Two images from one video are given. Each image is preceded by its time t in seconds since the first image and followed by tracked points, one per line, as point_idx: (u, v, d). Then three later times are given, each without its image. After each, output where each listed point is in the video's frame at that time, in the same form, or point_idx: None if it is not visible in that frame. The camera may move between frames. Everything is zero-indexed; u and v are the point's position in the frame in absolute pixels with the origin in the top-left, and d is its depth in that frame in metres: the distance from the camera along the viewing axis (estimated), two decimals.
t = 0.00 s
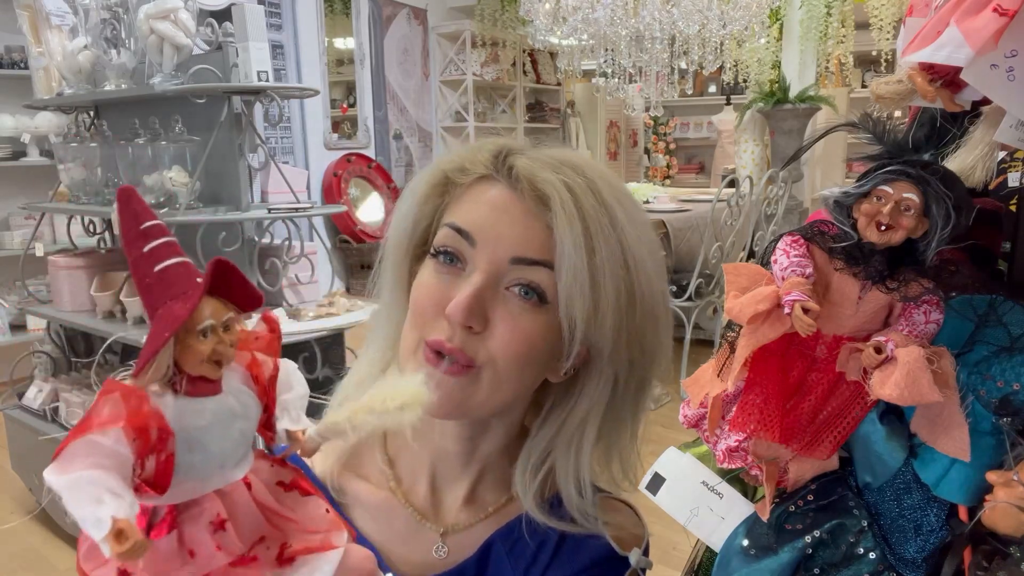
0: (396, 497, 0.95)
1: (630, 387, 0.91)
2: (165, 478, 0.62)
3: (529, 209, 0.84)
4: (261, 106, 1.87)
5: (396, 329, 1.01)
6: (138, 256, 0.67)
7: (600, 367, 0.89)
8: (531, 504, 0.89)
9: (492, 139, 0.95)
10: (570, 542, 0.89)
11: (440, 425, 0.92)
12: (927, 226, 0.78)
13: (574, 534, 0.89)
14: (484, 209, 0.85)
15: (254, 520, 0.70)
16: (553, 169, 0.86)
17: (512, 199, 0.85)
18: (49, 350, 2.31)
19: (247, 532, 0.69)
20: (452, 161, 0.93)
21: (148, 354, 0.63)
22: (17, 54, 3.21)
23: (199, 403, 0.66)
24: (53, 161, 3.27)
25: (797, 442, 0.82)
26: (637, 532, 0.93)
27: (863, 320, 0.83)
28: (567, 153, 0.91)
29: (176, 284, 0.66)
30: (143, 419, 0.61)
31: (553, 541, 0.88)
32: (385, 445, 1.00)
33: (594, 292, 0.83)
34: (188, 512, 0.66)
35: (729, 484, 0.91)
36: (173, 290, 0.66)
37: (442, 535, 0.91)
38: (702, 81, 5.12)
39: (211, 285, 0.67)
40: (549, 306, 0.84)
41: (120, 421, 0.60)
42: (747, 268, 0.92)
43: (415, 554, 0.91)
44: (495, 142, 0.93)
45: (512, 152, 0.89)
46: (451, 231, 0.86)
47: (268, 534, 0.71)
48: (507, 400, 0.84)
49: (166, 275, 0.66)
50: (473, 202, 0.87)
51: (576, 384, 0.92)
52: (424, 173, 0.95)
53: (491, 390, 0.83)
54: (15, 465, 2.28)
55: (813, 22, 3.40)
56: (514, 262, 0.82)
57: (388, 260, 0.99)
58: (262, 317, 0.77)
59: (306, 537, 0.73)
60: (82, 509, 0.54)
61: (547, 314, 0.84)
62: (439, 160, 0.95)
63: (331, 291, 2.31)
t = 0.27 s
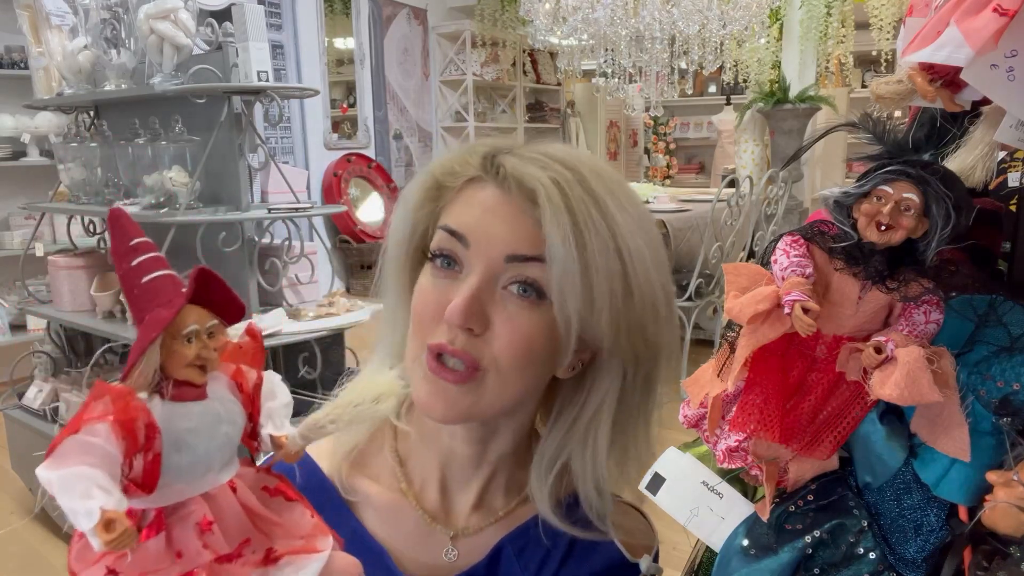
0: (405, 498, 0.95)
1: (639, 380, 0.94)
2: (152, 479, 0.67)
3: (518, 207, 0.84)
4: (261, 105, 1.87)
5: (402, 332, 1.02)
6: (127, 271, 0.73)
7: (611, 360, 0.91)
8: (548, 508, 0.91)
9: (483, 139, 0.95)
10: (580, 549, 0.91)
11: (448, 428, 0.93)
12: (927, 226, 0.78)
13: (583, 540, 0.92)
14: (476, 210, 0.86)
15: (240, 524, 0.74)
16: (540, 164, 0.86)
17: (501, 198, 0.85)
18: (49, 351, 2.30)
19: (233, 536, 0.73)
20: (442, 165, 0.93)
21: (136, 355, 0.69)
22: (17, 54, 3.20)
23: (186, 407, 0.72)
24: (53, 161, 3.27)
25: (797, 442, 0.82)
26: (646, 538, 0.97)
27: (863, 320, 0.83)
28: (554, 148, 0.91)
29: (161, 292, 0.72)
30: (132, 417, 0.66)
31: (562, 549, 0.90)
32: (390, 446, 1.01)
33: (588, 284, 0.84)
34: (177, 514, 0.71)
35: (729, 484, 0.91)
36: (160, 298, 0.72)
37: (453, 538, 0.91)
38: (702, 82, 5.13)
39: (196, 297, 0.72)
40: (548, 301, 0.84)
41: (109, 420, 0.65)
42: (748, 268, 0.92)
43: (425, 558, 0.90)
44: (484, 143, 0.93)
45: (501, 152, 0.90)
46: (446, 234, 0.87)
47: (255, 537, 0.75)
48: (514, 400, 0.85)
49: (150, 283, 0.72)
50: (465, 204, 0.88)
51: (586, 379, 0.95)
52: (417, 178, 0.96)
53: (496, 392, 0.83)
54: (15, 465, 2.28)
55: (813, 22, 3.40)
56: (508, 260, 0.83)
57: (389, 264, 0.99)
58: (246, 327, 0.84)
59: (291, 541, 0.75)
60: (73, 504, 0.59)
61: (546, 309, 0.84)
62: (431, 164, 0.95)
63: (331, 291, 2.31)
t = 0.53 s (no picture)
0: (410, 498, 0.94)
1: (643, 378, 0.95)
2: (126, 478, 0.73)
3: (525, 204, 0.85)
4: (261, 105, 1.87)
5: (405, 331, 1.01)
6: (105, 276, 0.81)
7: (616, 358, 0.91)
8: (553, 507, 0.92)
9: (487, 138, 0.95)
10: (582, 551, 0.92)
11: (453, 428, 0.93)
12: (927, 226, 0.78)
13: (587, 541, 0.93)
14: (483, 207, 0.86)
15: (215, 524, 0.80)
16: (547, 162, 0.87)
17: (509, 194, 0.85)
18: (49, 351, 2.30)
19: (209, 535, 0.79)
20: (448, 163, 0.93)
21: (108, 360, 0.76)
22: (17, 54, 3.20)
23: (160, 409, 0.79)
24: (53, 161, 3.27)
25: (797, 442, 0.82)
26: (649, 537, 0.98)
27: (863, 320, 0.83)
28: (559, 146, 0.91)
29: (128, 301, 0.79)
30: (105, 419, 0.73)
31: (565, 550, 0.91)
32: (390, 446, 1.01)
33: (594, 281, 0.84)
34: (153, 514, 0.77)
35: (729, 484, 0.91)
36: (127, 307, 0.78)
37: (456, 538, 0.91)
38: (702, 82, 5.13)
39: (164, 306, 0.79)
40: (554, 298, 0.84)
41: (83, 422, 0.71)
42: (748, 268, 0.92)
43: (429, 557, 0.90)
44: (488, 142, 0.93)
45: (507, 149, 0.90)
46: (453, 231, 0.86)
47: (231, 537, 0.81)
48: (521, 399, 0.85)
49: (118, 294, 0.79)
50: (472, 201, 0.88)
51: (589, 377, 0.95)
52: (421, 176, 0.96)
53: (503, 389, 0.83)
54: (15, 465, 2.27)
55: (813, 22, 3.40)
56: (515, 257, 0.83)
57: (392, 263, 0.99)
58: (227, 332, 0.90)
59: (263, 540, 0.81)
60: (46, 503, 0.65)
61: (553, 307, 0.84)
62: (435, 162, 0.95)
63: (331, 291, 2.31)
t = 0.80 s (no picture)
0: (412, 497, 0.94)
1: (643, 378, 0.95)
2: (145, 469, 0.75)
3: (521, 208, 0.84)
4: (260, 105, 1.87)
5: (407, 334, 1.01)
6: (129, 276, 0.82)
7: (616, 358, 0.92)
8: (557, 508, 0.92)
9: (483, 142, 0.95)
10: (583, 551, 0.92)
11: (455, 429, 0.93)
12: (927, 226, 0.78)
13: (590, 541, 0.93)
14: (479, 212, 0.85)
15: (225, 520, 0.82)
16: (543, 165, 0.87)
17: (505, 199, 0.85)
18: (49, 351, 2.30)
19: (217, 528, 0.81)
20: (445, 168, 0.93)
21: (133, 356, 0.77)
22: (17, 54, 3.20)
23: (177, 404, 0.81)
24: (53, 161, 3.27)
25: (797, 442, 0.82)
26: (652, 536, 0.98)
27: (863, 320, 0.83)
28: (554, 148, 0.91)
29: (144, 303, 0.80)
30: (130, 408, 0.73)
31: (567, 551, 0.91)
32: (391, 447, 1.01)
33: (591, 284, 0.84)
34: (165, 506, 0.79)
35: (729, 484, 0.91)
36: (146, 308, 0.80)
37: (459, 538, 0.91)
38: (702, 82, 5.13)
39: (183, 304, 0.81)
40: (552, 302, 0.84)
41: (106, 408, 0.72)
42: (748, 268, 0.92)
43: (433, 557, 0.90)
44: (484, 146, 0.93)
45: (502, 153, 0.90)
46: (451, 238, 0.86)
47: (238, 533, 0.82)
48: (522, 402, 0.85)
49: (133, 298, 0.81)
50: (469, 206, 0.87)
51: (590, 379, 0.96)
52: (418, 182, 0.96)
53: (505, 393, 0.83)
54: (15, 465, 2.27)
55: (813, 22, 3.40)
56: (512, 263, 0.83)
57: (393, 268, 0.99)
58: (237, 336, 0.90)
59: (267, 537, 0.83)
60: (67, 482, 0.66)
61: (552, 310, 0.84)
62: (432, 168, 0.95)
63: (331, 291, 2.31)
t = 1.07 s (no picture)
0: (414, 497, 0.94)
1: (646, 380, 0.95)
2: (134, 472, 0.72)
3: (525, 210, 0.84)
4: (260, 105, 1.87)
5: (411, 334, 1.01)
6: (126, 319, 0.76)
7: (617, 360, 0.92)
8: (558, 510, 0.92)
9: (489, 142, 0.95)
10: (582, 551, 0.92)
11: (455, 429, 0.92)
12: (927, 226, 0.78)
13: (588, 541, 0.93)
14: (482, 213, 0.85)
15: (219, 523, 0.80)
16: (548, 167, 0.87)
17: (509, 200, 0.85)
18: (49, 351, 2.30)
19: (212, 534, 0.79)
20: (450, 168, 0.93)
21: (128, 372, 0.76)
22: (17, 54, 3.20)
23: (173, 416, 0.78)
24: (53, 161, 3.27)
25: (797, 442, 0.82)
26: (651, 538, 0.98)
27: (863, 320, 0.83)
28: (560, 150, 0.91)
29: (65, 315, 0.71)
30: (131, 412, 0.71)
31: (566, 551, 0.91)
32: (391, 447, 1.01)
33: (592, 286, 0.84)
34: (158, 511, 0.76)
35: (729, 484, 0.91)
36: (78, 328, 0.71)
37: (459, 538, 0.91)
38: (702, 82, 5.13)
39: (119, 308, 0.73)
40: (553, 305, 0.84)
41: (70, 418, 0.65)
42: (748, 268, 0.92)
43: (434, 556, 0.90)
44: (490, 146, 0.93)
45: (507, 154, 0.90)
46: (454, 239, 0.86)
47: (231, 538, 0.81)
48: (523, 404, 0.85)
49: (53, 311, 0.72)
50: (473, 207, 0.87)
51: (593, 380, 0.96)
52: (424, 182, 0.96)
53: (506, 394, 0.83)
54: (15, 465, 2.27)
55: (813, 22, 3.40)
56: (514, 265, 0.83)
57: (398, 268, 0.99)
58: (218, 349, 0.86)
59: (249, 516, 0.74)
60: (59, 503, 0.61)
61: (553, 313, 0.84)
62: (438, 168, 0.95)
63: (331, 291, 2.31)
